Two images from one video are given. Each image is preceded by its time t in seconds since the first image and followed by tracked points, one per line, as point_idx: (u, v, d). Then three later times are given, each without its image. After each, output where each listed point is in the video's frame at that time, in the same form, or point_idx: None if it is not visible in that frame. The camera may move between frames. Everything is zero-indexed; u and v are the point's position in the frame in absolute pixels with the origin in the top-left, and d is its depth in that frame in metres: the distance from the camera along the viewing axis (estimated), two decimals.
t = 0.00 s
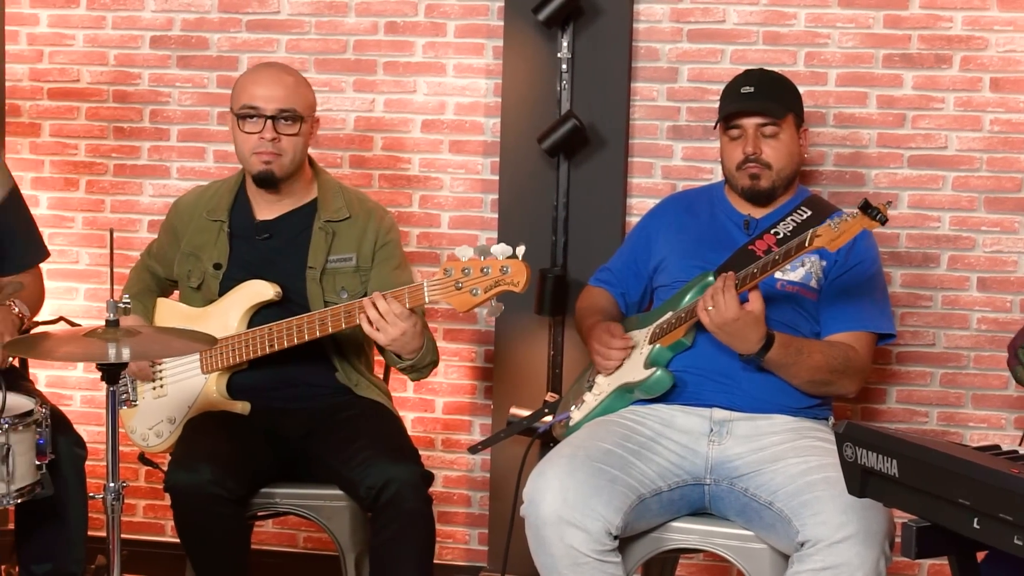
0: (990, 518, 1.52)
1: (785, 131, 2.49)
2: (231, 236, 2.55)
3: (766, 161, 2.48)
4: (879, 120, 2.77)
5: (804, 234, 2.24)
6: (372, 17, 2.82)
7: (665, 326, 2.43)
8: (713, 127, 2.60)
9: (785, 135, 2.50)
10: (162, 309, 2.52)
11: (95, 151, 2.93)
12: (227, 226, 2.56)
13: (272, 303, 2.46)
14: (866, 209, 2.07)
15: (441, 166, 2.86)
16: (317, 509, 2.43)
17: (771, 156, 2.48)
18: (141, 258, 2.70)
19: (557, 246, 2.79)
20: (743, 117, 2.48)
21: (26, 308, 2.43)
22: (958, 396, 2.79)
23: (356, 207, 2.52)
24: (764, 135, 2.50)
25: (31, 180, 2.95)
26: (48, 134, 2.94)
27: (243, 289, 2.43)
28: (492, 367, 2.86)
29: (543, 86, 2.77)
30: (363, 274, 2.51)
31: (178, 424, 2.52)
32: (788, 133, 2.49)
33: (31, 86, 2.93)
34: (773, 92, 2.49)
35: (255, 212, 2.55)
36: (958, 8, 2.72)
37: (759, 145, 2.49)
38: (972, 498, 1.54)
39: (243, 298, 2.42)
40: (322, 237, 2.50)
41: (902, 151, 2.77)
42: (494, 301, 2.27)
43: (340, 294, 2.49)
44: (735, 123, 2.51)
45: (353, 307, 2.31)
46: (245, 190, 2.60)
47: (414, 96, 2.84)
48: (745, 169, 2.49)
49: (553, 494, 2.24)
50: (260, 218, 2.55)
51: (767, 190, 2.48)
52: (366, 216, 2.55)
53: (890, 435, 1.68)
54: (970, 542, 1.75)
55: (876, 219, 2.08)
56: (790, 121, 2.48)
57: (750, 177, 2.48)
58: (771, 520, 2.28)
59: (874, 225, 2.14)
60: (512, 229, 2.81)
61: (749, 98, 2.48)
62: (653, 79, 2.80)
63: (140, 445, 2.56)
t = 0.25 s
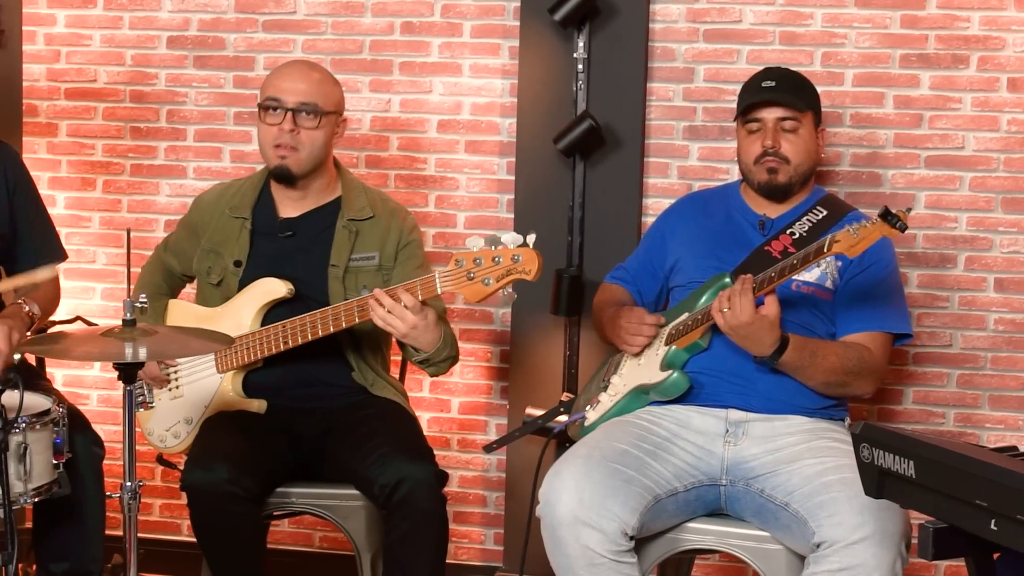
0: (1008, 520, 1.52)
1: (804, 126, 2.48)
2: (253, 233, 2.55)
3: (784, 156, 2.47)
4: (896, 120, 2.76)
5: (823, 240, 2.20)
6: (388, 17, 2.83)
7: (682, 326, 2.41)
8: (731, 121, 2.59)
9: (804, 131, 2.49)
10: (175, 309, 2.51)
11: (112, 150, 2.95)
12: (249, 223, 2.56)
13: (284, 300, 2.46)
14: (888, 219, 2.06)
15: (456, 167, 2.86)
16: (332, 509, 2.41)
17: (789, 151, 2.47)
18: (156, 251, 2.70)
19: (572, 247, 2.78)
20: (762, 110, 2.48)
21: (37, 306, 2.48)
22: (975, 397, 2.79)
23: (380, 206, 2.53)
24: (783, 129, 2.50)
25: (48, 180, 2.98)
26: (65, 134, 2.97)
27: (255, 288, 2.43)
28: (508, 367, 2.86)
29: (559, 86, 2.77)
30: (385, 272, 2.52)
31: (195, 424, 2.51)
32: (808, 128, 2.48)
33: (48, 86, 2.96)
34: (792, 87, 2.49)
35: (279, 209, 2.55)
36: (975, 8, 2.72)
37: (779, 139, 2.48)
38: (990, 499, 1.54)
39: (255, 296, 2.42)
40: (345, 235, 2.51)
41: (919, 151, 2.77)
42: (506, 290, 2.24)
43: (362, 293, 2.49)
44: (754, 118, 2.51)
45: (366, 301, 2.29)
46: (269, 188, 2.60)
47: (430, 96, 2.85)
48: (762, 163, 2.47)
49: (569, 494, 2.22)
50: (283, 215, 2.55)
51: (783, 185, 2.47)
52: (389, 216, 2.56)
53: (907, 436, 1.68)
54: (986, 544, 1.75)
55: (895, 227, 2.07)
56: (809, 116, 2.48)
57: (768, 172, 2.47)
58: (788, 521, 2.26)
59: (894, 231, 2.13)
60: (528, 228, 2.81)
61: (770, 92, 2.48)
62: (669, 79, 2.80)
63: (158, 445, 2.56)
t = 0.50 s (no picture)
0: None
1: (822, 129, 2.48)
2: (281, 227, 2.55)
3: (801, 158, 2.46)
4: (913, 120, 2.76)
5: (840, 238, 2.20)
6: (404, 17, 2.84)
7: (699, 328, 2.39)
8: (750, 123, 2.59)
9: (822, 133, 2.49)
10: (196, 309, 2.53)
11: (129, 151, 2.96)
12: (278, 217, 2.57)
13: (301, 302, 2.47)
14: (904, 214, 2.04)
15: (473, 167, 2.86)
16: (347, 509, 2.41)
17: (806, 154, 2.46)
18: (177, 241, 2.71)
19: (589, 247, 2.78)
20: (779, 111, 2.48)
21: (55, 305, 2.47)
22: (992, 398, 2.78)
23: (409, 208, 2.53)
24: (801, 131, 2.49)
25: (65, 180, 2.99)
26: (82, 134, 2.98)
27: (270, 289, 2.43)
28: (523, 367, 2.86)
29: (575, 87, 2.76)
30: (411, 274, 2.52)
31: (211, 424, 2.51)
32: (826, 131, 2.48)
33: (66, 86, 2.97)
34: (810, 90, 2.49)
35: (308, 206, 2.56)
36: (993, 8, 2.71)
37: (796, 141, 2.48)
38: (1008, 501, 1.53)
39: (271, 297, 2.42)
40: (372, 235, 2.51)
41: (936, 151, 2.76)
42: (526, 302, 2.24)
43: (387, 293, 2.50)
44: (772, 120, 2.50)
45: (387, 307, 2.29)
46: (298, 184, 2.60)
47: (446, 96, 2.85)
48: (780, 165, 2.47)
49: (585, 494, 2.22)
50: (311, 211, 2.56)
51: (800, 187, 2.46)
52: (417, 219, 2.57)
53: (923, 437, 1.67)
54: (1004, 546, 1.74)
55: (911, 226, 2.05)
56: (827, 119, 2.47)
57: (785, 174, 2.46)
58: (804, 522, 2.25)
59: (909, 230, 2.10)
60: (547, 225, 2.81)
61: (788, 95, 2.48)
62: (685, 79, 2.79)
63: (173, 444, 2.55)
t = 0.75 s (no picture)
0: None
1: (838, 128, 2.47)
2: (303, 224, 2.56)
3: (816, 157, 2.46)
4: (927, 121, 2.75)
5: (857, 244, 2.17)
6: (418, 17, 2.84)
7: (713, 329, 2.38)
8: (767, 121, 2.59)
9: (838, 132, 2.48)
10: (215, 307, 2.53)
11: (143, 151, 2.97)
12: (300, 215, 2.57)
13: (319, 302, 2.47)
14: (921, 223, 2.02)
15: (487, 167, 2.86)
16: (361, 509, 2.41)
17: (822, 152, 2.46)
18: (199, 239, 2.72)
19: (602, 246, 2.78)
20: (795, 109, 2.48)
21: (70, 304, 2.49)
22: (1006, 399, 2.78)
23: (431, 209, 2.54)
24: (817, 130, 2.49)
25: (80, 180, 3.00)
26: (97, 134, 2.99)
27: (289, 289, 2.44)
28: (537, 368, 2.86)
29: (590, 87, 2.76)
30: (431, 274, 2.53)
31: (225, 423, 2.50)
32: (842, 130, 2.47)
33: (80, 87, 2.97)
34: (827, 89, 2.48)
35: (330, 203, 2.57)
36: (1008, 8, 2.70)
37: (812, 140, 2.48)
38: (1022, 502, 1.52)
39: (289, 297, 2.43)
40: (393, 234, 2.51)
41: (951, 152, 2.76)
42: (545, 302, 2.25)
43: (406, 292, 2.50)
44: (788, 117, 2.50)
45: (404, 306, 2.30)
46: (321, 182, 2.61)
47: (460, 97, 2.85)
48: (795, 163, 2.46)
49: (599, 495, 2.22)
50: (334, 209, 2.57)
51: (815, 186, 2.46)
52: (439, 220, 2.57)
53: (938, 438, 1.66)
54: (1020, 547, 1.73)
55: (929, 232, 2.02)
56: (843, 118, 2.47)
57: (800, 172, 2.46)
58: (818, 523, 2.24)
59: (927, 238, 2.08)
60: (562, 222, 2.81)
61: (805, 92, 2.48)
62: (700, 80, 2.79)
63: (187, 442, 2.55)
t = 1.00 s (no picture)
0: None
1: (853, 132, 2.47)
2: (318, 222, 2.56)
3: (831, 160, 2.45)
4: (941, 121, 2.75)
5: (869, 241, 2.17)
6: (431, 18, 2.84)
7: (726, 329, 2.38)
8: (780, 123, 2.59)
9: (852, 136, 2.48)
10: (230, 307, 2.54)
11: (156, 151, 2.98)
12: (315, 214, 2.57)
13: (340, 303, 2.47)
14: (935, 219, 2.01)
15: (499, 167, 2.87)
16: (372, 508, 2.40)
17: (836, 156, 2.46)
18: (217, 249, 2.73)
19: (614, 247, 2.78)
20: (809, 113, 2.47)
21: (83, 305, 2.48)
22: (1020, 400, 2.77)
23: (446, 209, 2.54)
24: (831, 133, 2.49)
25: (94, 180, 3.01)
26: (110, 134, 3.00)
27: (311, 289, 2.43)
28: (550, 368, 2.86)
29: (602, 87, 2.76)
30: (445, 274, 2.53)
31: (237, 421, 2.50)
32: (856, 135, 2.47)
33: (94, 87, 2.98)
34: (844, 93, 2.48)
35: (346, 200, 2.56)
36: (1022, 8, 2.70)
37: (826, 144, 2.48)
38: None
39: (309, 297, 2.43)
40: (409, 233, 2.51)
41: (964, 152, 2.75)
42: (560, 305, 2.26)
43: (420, 292, 2.50)
44: (802, 121, 2.50)
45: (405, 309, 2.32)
46: (337, 180, 2.61)
47: (473, 97, 2.85)
48: (810, 167, 2.46)
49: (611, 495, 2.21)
50: (350, 207, 2.56)
51: (829, 189, 2.46)
52: (453, 221, 2.58)
53: (951, 440, 1.65)
54: None
55: (942, 227, 2.02)
56: (858, 124, 2.47)
57: (814, 176, 2.45)
58: (831, 524, 2.23)
59: (941, 233, 2.08)
60: (576, 221, 2.80)
61: (818, 95, 2.47)
62: (712, 80, 2.79)
63: (199, 440, 2.55)
